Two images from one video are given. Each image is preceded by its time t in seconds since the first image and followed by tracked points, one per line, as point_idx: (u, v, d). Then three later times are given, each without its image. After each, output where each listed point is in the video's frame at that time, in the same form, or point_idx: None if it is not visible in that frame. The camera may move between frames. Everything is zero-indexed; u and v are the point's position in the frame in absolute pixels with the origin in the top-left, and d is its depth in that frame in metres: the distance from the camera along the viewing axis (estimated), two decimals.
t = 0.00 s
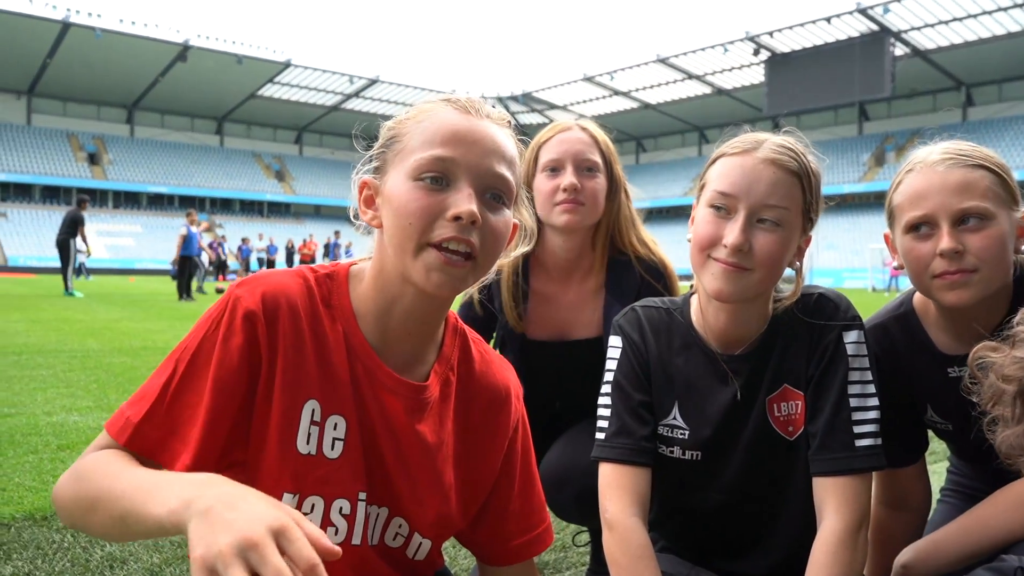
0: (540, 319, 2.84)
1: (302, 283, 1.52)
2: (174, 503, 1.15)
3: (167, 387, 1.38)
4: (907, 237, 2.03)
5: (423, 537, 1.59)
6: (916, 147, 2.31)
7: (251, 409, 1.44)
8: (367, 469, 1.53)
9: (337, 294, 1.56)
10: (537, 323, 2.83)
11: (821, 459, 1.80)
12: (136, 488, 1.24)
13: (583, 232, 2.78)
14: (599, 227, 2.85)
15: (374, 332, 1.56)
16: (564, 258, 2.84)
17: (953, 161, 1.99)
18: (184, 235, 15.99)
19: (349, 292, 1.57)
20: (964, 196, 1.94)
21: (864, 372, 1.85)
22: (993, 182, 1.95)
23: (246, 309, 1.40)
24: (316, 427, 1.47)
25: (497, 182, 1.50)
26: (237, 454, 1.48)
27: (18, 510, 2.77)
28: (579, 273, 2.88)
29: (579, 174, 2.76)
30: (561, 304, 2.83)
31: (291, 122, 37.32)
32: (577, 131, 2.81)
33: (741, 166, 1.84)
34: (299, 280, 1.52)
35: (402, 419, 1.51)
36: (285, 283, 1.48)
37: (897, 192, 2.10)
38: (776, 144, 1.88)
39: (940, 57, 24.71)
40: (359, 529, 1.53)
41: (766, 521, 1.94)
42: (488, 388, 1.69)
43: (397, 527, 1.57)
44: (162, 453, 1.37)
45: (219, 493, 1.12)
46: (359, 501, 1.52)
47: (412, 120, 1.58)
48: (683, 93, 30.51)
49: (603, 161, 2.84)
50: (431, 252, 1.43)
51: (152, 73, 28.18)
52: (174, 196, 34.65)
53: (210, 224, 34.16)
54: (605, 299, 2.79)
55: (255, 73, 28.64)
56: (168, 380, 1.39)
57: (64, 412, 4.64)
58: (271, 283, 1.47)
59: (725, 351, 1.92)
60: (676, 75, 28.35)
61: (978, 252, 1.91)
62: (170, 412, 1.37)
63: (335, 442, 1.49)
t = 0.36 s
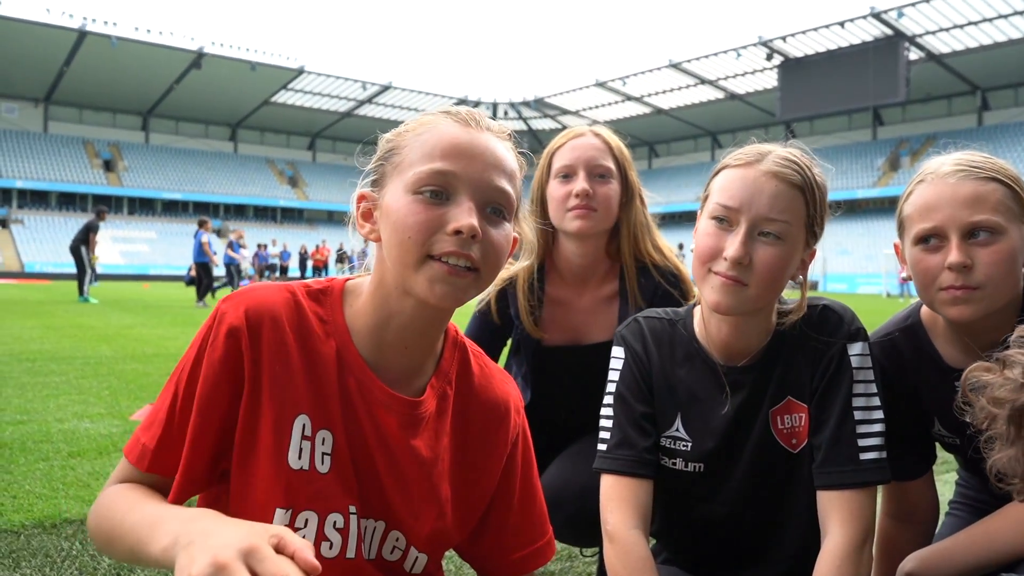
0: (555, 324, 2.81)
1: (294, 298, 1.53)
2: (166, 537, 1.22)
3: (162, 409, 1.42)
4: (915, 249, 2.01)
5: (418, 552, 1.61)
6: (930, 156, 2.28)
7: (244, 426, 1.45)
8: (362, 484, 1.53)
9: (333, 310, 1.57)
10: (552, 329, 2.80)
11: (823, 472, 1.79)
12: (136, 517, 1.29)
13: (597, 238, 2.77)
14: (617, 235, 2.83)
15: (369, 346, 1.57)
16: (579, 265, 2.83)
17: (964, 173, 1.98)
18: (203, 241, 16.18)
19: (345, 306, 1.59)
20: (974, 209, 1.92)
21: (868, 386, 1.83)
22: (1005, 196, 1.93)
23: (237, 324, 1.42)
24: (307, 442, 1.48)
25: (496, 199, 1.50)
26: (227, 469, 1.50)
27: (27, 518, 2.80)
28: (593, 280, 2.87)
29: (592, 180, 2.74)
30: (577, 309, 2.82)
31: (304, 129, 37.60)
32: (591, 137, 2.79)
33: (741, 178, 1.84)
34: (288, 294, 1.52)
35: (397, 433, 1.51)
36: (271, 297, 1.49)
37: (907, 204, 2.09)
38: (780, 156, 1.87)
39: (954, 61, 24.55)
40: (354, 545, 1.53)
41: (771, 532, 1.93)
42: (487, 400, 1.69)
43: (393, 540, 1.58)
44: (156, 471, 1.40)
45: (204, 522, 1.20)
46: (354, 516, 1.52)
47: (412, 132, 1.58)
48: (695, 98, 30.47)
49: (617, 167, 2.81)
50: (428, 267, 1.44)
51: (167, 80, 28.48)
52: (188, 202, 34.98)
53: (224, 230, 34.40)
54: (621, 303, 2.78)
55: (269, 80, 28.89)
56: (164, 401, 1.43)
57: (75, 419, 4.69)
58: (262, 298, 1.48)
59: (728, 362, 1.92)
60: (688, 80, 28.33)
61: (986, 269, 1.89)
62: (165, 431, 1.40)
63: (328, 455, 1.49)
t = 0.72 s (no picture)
0: (562, 335, 2.75)
1: (292, 300, 1.53)
2: (163, 541, 1.22)
3: (161, 407, 1.41)
4: (913, 252, 2.00)
5: (415, 553, 1.61)
6: (931, 159, 2.27)
7: (240, 428, 1.46)
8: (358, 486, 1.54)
9: (331, 312, 1.57)
10: (559, 340, 2.75)
11: (818, 475, 1.78)
12: (136, 516, 1.29)
13: (604, 249, 2.70)
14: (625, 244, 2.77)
15: (368, 348, 1.56)
16: (586, 275, 2.77)
17: (963, 176, 1.97)
18: (212, 238, 16.25)
19: (343, 308, 1.59)
20: (971, 212, 1.91)
21: (864, 387, 1.82)
22: (1004, 198, 1.92)
23: (234, 327, 1.42)
24: (304, 446, 1.48)
25: (493, 206, 1.49)
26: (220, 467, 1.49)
27: (27, 517, 2.81)
28: (601, 290, 2.81)
29: (597, 191, 2.69)
30: (585, 319, 2.75)
31: (308, 130, 37.67)
32: (596, 146, 2.74)
33: (736, 181, 1.85)
34: (287, 297, 1.53)
35: (394, 434, 1.52)
36: (272, 300, 1.49)
37: (906, 204, 2.08)
38: (776, 159, 1.87)
39: (958, 62, 24.50)
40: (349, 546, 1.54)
41: (766, 534, 1.93)
42: (483, 400, 1.70)
43: (389, 541, 1.59)
44: (156, 471, 1.40)
45: (200, 524, 1.19)
46: (349, 517, 1.53)
47: (410, 137, 1.58)
48: (700, 99, 30.45)
49: (624, 176, 2.76)
50: (427, 276, 1.43)
51: (172, 81, 28.59)
52: (193, 203, 35.08)
53: (228, 230, 34.44)
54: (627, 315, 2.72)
55: (274, 81, 28.96)
56: (163, 397, 1.42)
57: (77, 419, 4.70)
58: (259, 300, 1.47)
59: (724, 364, 1.91)
60: (693, 81, 28.30)
61: (982, 274, 1.89)
62: (166, 430, 1.40)
63: (325, 458, 1.50)
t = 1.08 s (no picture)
0: (569, 342, 2.73)
1: (326, 300, 1.52)
2: (156, 522, 1.15)
3: (173, 373, 1.39)
4: (914, 248, 1.99)
5: (429, 551, 1.63)
6: (934, 151, 2.24)
7: (260, 420, 1.46)
8: (374, 487, 1.54)
9: (362, 316, 1.55)
10: (567, 347, 2.72)
11: (820, 476, 1.76)
12: (116, 488, 1.22)
13: (613, 257, 2.66)
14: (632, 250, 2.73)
15: (396, 355, 1.55)
16: (594, 282, 2.74)
17: (965, 167, 1.94)
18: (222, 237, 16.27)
19: (373, 313, 1.56)
20: (974, 205, 1.88)
21: (865, 388, 1.80)
22: (1007, 191, 1.89)
23: (269, 323, 1.42)
24: (322, 449, 1.49)
25: (516, 220, 1.44)
26: (222, 457, 1.49)
27: (32, 514, 2.82)
28: (610, 297, 2.77)
29: (605, 200, 2.65)
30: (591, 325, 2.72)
31: (318, 128, 37.75)
32: (603, 154, 2.70)
33: (737, 182, 1.83)
34: (323, 299, 1.50)
35: (418, 440, 1.51)
36: (307, 300, 1.48)
37: (907, 199, 2.06)
38: (778, 159, 1.85)
39: (970, 61, 24.31)
40: (358, 546, 1.56)
41: (766, 535, 1.91)
42: (496, 401, 1.68)
43: (398, 544, 1.61)
44: (160, 442, 1.40)
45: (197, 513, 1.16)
46: (354, 520, 1.54)
47: (428, 152, 1.52)
48: (710, 97, 30.33)
49: (632, 183, 2.71)
50: (453, 293, 1.41)
51: (183, 79, 28.74)
52: (203, 200, 35.25)
53: (238, 229, 34.55)
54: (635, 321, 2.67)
55: (284, 79, 29.05)
56: (174, 366, 1.41)
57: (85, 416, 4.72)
58: (296, 298, 1.47)
59: (723, 364, 1.90)
60: (702, 79, 28.19)
61: (989, 267, 1.85)
62: (170, 402, 1.38)
63: (340, 462, 1.50)
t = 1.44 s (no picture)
0: (567, 349, 2.71)
1: (327, 297, 1.53)
2: (146, 551, 1.15)
3: (171, 369, 1.39)
4: (914, 248, 1.98)
5: (419, 551, 1.63)
6: (927, 157, 2.25)
7: (261, 417, 1.47)
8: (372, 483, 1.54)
9: (362, 314, 1.56)
10: (565, 353, 2.71)
11: (818, 481, 1.75)
12: (109, 504, 1.23)
13: (612, 264, 2.65)
14: (632, 257, 2.72)
15: (395, 356, 1.55)
16: (594, 290, 2.71)
17: (965, 169, 1.95)
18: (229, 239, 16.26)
19: (372, 312, 1.57)
20: (977, 204, 1.88)
21: (863, 391, 1.80)
22: (1007, 193, 1.90)
23: (273, 317, 1.43)
24: (325, 445, 1.49)
25: (527, 226, 1.42)
26: (218, 456, 1.47)
27: (34, 512, 2.83)
28: (610, 304, 2.74)
29: (605, 208, 2.63)
30: (590, 330, 2.71)
31: (325, 128, 37.79)
32: (603, 161, 2.68)
33: (735, 186, 1.83)
34: (324, 295, 1.52)
35: (414, 438, 1.52)
36: (310, 295, 1.49)
37: (905, 202, 2.06)
38: (775, 162, 1.85)
39: (978, 61, 24.19)
40: (352, 545, 1.56)
41: (764, 537, 1.91)
42: (486, 401, 1.69)
43: (388, 545, 1.61)
44: (158, 442, 1.39)
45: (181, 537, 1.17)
46: (348, 520, 1.54)
47: (444, 156, 1.50)
48: (716, 98, 30.28)
49: (631, 191, 2.70)
50: (460, 295, 1.38)
51: (189, 79, 28.83)
52: (209, 200, 35.34)
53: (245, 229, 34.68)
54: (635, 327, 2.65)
55: (290, 79, 29.12)
56: (171, 363, 1.40)
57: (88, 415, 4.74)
58: (299, 292, 1.49)
59: (721, 367, 1.89)
60: (708, 80, 28.15)
61: (989, 265, 1.84)
62: (167, 400, 1.38)
63: (339, 459, 1.50)
